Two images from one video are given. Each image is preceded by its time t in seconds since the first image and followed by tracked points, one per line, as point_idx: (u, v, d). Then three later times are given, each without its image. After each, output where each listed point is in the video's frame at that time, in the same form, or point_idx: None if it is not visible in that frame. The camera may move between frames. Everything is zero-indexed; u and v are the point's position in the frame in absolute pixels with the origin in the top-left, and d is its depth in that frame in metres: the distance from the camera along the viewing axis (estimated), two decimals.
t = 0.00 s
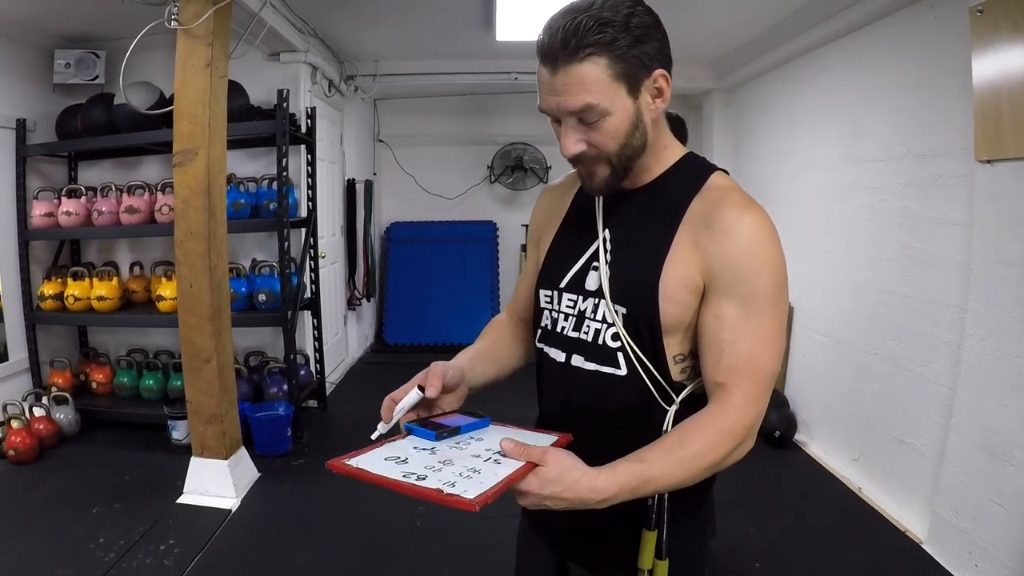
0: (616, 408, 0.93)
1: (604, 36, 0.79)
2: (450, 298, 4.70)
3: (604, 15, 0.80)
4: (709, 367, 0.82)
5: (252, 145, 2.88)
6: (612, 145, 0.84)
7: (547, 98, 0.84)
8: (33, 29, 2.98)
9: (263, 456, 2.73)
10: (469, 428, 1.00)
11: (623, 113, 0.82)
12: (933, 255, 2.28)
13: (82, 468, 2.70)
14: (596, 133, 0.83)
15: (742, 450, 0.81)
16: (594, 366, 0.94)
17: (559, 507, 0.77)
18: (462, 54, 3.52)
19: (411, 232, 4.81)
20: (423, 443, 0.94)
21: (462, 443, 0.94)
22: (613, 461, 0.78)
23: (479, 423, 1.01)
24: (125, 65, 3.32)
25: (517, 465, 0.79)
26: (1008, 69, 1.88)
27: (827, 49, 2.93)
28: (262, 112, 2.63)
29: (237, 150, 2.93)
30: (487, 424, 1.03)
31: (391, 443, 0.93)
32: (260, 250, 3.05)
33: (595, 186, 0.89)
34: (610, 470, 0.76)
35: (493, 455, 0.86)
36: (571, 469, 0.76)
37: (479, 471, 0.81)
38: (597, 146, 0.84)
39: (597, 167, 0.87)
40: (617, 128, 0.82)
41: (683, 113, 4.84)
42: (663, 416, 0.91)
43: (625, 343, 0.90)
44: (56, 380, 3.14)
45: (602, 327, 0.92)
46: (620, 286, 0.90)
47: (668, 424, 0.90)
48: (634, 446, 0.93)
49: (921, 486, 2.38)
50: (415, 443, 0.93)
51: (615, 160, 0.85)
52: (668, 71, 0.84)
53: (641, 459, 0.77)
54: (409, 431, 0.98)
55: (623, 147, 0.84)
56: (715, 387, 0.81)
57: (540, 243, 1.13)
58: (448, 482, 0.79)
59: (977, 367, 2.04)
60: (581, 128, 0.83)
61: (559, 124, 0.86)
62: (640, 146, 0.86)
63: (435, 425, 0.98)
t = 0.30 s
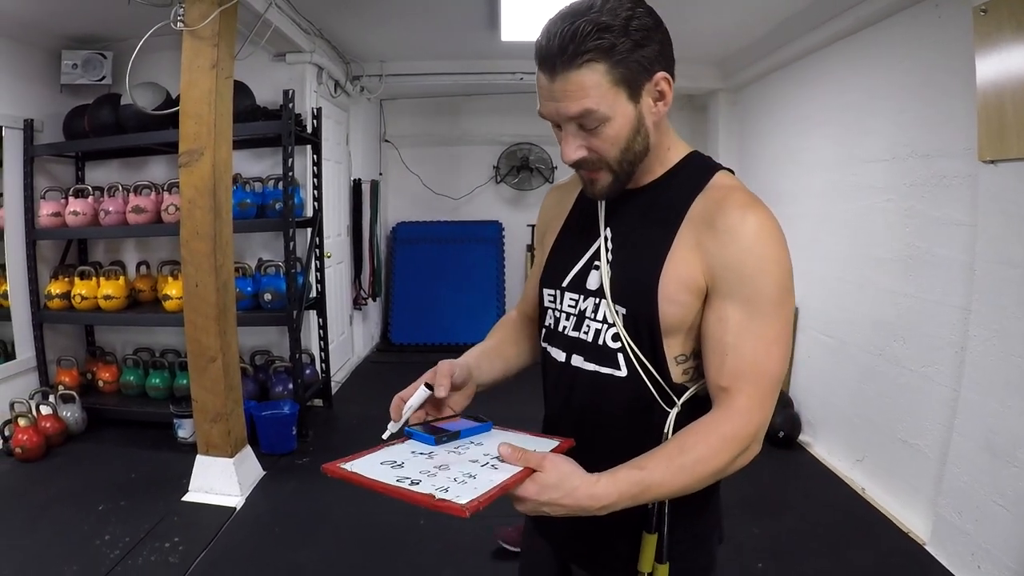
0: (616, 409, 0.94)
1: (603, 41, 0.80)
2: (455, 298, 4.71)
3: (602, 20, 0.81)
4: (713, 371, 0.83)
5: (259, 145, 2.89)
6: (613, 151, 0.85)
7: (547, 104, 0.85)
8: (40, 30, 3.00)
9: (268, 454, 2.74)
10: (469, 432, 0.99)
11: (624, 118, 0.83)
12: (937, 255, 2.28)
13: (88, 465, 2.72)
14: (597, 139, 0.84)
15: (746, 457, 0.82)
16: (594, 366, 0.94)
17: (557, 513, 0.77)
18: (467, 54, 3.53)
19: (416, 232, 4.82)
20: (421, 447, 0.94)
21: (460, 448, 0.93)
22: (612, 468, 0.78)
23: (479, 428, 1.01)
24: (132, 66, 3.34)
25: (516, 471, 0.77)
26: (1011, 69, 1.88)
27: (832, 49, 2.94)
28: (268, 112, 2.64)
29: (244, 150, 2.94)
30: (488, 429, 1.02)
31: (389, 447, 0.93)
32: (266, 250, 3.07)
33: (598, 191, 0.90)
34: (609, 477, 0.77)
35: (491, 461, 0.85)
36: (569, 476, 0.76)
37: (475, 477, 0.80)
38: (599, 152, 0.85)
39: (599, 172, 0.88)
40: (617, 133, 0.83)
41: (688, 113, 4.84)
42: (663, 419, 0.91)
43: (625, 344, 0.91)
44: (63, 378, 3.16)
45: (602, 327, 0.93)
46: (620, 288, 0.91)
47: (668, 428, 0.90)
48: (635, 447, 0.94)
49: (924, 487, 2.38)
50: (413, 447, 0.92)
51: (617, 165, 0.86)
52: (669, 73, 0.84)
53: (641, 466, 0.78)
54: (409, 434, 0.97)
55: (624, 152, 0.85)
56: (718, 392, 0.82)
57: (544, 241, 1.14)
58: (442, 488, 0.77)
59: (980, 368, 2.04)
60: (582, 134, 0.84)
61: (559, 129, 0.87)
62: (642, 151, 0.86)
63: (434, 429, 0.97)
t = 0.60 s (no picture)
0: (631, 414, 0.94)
1: (615, 45, 0.80)
2: (461, 298, 4.71)
3: (614, 23, 0.81)
4: (726, 375, 0.83)
5: (265, 145, 2.90)
6: (625, 155, 0.85)
7: (559, 107, 0.86)
8: (47, 31, 3.01)
9: (274, 454, 2.75)
10: (478, 435, 0.99)
11: (636, 123, 0.83)
12: (944, 256, 2.28)
13: (95, 464, 2.73)
14: (608, 143, 0.84)
15: (758, 463, 0.82)
16: (608, 371, 0.95)
17: (566, 516, 0.78)
18: (472, 54, 3.53)
19: (423, 232, 4.83)
20: (430, 448, 0.94)
21: (468, 449, 0.92)
22: (622, 471, 0.78)
23: (490, 431, 1.00)
24: (138, 67, 3.35)
25: (523, 471, 0.80)
26: (1018, 70, 1.88)
27: (838, 49, 2.94)
28: (274, 112, 2.65)
29: (250, 150, 2.95)
30: (497, 433, 1.02)
31: (397, 448, 0.93)
32: (273, 250, 3.08)
33: (610, 194, 0.91)
34: (619, 479, 0.77)
35: (498, 461, 0.85)
36: (576, 477, 0.77)
37: (481, 475, 0.80)
38: (611, 157, 0.85)
39: (611, 176, 0.88)
40: (629, 138, 0.83)
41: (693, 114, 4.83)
42: (678, 424, 0.92)
43: (639, 349, 0.91)
44: (70, 378, 3.17)
45: (616, 331, 0.93)
46: (635, 292, 0.91)
47: (684, 432, 0.91)
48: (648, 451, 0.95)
49: (929, 488, 2.38)
50: (420, 448, 0.92)
51: (629, 170, 0.86)
52: (683, 76, 0.84)
53: (651, 470, 0.78)
54: (419, 436, 0.97)
55: (637, 156, 0.85)
56: (732, 397, 0.82)
57: (556, 243, 1.14)
58: (447, 485, 0.77)
59: (987, 370, 2.04)
60: (594, 139, 0.85)
61: (572, 133, 0.87)
62: (655, 155, 0.86)
63: (444, 431, 0.97)
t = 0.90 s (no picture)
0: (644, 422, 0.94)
1: (638, 49, 0.80)
2: (467, 299, 4.72)
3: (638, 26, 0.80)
4: (743, 384, 0.83)
5: (273, 146, 2.91)
6: (641, 162, 0.85)
7: (578, 110, 0.86)
8: (55, 32, 3.03)
9: (281, 455, 2.75)
10: (494, 442, 1.00)
11: (655, 129, 0.83)
12: (951, 258, 2.27)
13: (102, 465, 2.74)
14: (626, 149, 0.84)
15: (773, 471, 0.82)
16: (622, 379, 0.95)
17: (583, 525, 0.77)
18: (479, 55, 3.53)
19: (428, 233, 4.83)
20: (447, 457, 0.94)
21: (485, 458, 0.93)
22: (639, 480, 0.78)
23: (504, 438, 1.01)
24: (145, 68, 3.36)
25: (540, 480, 0.80)
26: None
27: (845, 51, 2.93)
28: (281, 114, 2.65)
29: (258, 151, 2.96)
30: (512, 440, 1.02)
31: (414, 457, 0.93)
32: (280, 250, 3.08)
33: (624, 199, 0.91)
34: (635, 488, 0.77)
35: (516, 471, 0.86)
36: (595, 487, 0.76)
37: (500, 486, 0.81)
38: (627, 162, 0.86)
39: (626, 181, 0.88)
40: (648, 143, 0.84)
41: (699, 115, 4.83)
42: (692, 432, 0.92)
43: (654, 357, 0.91)
44: (77, 378, 3.18)
45: (630, 339, 0.93)
46: (650, 301, 0.91)
47: (697, 441, 0.91)
48: (661, 458, 0.95)
49: (936, 491, 2.37)
50: (437, 457, 0.93)
51: (645, 176, 0.87)
52: (704, 83, 0.84)
53: (668, 478, 0.78)
54: (434, 444, 0.98)
55: (653, 163, 0.85)
56: (748, 405, 0.82)
57: (568, 248, 1.14)
58: (466, 496, 0.78)
59: (994, 373, 2.03)
60: (612, 143, 0.85)
61: (590, 136, 0.87)
62: (672, 162, 0.87)
63: (459, 439, 0.98)
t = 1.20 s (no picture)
0: (651, 425, 0.95)
1: (653, 44, 0.80)
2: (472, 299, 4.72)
3: (653, 22, 0.81)
4: (751, 388, 0.83)
5: (279, 147, 2.91)
6: (653, 158, 0.85)
7: (591, 104, 0.86)
8: (62, 33, 3.04)
9: (287, 454, 2.76)
10: (501, 443, 1.00)
11: (668, 125, 0.83)
12: (957, 259, 2.27)
13: (108, 464, 2.74)
14: (638, 144, 0.84)
15: (781, 475, 0.82)
16: (630, 381, 0.95)
17: (592, 527, 0.78)
18: (485, 56, 3.53)
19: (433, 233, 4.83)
20: (455, 459, 0.94)
21: (493, 459, 0.93)
22: (648, 482, 0.78)
23: (512, 439, 1.01)
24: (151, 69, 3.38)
25: (550, 483, 0.80)
26: None
27: (851, 51, 2.93)
28: (287, 114, 2.66)
29: (264, 152, 2.97)
30: (519, 441, 1.02)
31: (423, 459, 0.94)
32: (286, 250, 3.09)
33: (634, 197, 0.91)
34: (645, 490, 0.77)
35: (525, 473, 0.85)
36: (604, 489, 0.76)
37: (510, 489, 0.80)
38: (639, 158, 0.85)
39: (637, 179, 0.88)
40: (660, 139, 0.84)
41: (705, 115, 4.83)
42: (699, 434, 0.92)
43: (663, 360, 0.91)
44: (83, 377, 3.19)
45: (639, 341, 0.93)
46: (660, 303, 0.91)
47: (704, 444, 0.91)
48: (667, 461, 0.95)
49: (942, 493, 2.37)
50: (446, 458, 0.93)
51: (656, 173, 0.86)
52: (717, 83, 0.84)
53: (676, 481, 0.78)
54: (441, 445, 0.98)
55: (665, 160, 0.85)
56: (756, 408, 0.82)
57: (576, 251, 1.15)
58: (477, 500, 0.78)
59: (1000, 374, 2.03)
60: (625, 139, 0.85)
61: (601, 132, 0.87)
62: (683, 160, 0.87)
63: (467, 441, 0.98)
